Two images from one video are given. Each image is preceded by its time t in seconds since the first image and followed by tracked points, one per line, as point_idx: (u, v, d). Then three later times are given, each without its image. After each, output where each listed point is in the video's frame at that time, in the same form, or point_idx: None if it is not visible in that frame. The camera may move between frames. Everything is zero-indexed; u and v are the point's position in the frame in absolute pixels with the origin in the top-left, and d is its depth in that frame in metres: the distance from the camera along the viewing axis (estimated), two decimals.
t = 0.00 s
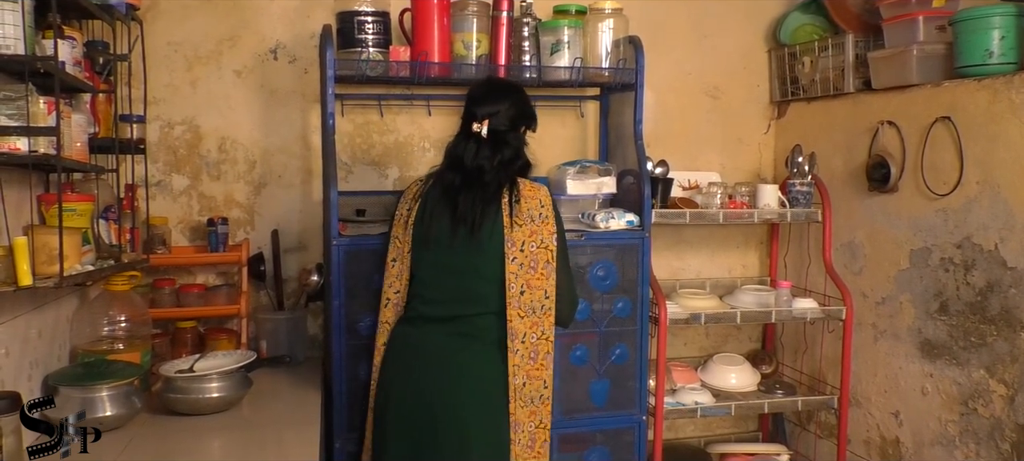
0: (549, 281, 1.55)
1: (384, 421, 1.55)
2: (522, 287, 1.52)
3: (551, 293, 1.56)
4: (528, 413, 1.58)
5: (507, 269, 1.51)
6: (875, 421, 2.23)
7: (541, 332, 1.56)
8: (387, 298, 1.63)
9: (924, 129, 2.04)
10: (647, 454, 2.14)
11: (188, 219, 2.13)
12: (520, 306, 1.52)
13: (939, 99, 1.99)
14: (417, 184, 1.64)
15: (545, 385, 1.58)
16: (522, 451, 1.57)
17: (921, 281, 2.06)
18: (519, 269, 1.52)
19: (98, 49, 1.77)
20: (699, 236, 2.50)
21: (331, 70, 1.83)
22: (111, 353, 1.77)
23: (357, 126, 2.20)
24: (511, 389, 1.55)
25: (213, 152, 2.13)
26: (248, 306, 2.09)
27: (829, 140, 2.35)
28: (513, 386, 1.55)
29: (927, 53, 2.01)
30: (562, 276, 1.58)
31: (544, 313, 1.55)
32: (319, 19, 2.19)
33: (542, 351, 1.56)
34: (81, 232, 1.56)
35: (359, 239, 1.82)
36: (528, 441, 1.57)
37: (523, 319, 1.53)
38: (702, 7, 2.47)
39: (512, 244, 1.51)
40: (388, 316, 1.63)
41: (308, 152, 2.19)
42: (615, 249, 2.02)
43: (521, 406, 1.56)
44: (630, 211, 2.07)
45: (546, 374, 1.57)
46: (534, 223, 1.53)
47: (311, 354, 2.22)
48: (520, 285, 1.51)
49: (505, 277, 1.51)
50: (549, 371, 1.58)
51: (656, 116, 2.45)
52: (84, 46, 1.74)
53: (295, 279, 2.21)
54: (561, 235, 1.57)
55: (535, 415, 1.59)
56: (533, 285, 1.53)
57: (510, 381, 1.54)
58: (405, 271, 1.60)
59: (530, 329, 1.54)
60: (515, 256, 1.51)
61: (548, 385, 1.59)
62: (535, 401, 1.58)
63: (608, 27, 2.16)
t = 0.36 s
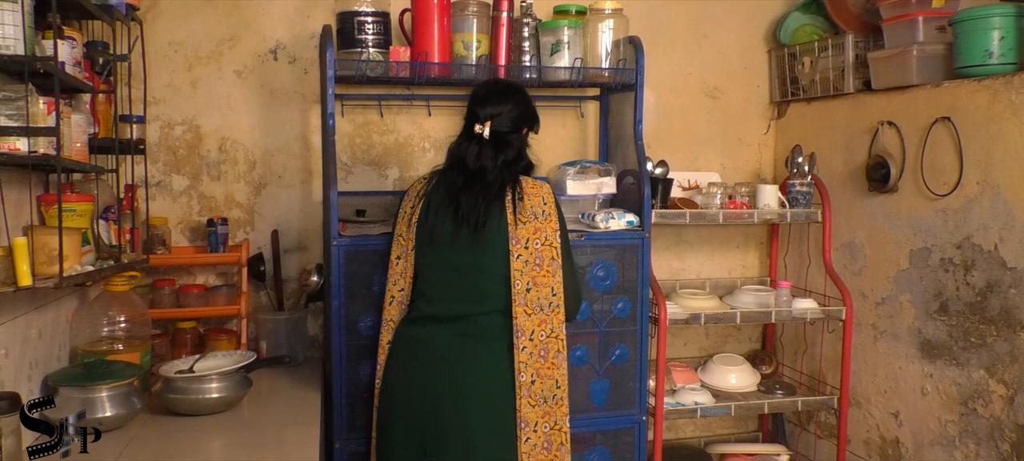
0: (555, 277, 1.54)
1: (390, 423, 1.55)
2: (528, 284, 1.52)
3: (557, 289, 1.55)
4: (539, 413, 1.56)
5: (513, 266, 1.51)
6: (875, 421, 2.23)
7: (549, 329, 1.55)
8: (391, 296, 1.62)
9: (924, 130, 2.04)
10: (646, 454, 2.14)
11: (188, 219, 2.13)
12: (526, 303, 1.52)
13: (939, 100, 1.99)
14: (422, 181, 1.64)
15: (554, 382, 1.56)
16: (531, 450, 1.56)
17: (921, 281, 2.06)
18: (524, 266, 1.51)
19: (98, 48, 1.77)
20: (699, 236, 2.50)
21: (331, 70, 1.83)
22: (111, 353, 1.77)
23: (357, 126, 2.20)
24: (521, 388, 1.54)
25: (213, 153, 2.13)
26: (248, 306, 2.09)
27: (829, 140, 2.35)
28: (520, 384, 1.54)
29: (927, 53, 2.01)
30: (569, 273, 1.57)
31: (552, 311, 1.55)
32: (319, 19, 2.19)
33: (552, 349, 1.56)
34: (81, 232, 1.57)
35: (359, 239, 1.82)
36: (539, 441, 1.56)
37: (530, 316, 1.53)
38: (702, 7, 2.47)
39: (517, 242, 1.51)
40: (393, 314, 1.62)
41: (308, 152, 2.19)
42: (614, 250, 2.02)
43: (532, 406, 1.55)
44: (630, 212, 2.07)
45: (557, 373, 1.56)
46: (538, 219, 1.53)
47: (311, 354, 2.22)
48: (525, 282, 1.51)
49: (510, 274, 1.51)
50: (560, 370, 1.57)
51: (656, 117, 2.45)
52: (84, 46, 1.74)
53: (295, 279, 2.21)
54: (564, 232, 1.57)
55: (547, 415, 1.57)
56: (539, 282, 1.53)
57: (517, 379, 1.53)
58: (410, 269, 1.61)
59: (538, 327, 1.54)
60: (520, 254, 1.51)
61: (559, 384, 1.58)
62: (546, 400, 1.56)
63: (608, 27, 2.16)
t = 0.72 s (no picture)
0: (547, 271, 1.54)
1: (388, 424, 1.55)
2: (520, 278, 1.51)
3: (550, 283, 1.55)
4: (532, 407, 1.55)
5: (505, 260, 1.50)
6: (874, 421, 2.23)
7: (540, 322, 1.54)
8: (387, 298, 1.63)
9: (923, 129, 2.04)
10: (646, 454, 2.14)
11: (187, 218, 2.13)
12: (519, 297, 1.52)
13: (938, 100, 1.99)
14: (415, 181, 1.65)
15: (547, 376, 1.56)
16: (525, 445, 1.54)
17: (920, 281, 2.06)
18: (516, 260, 1.51)
19: (97, 49, 1.77)
20: (698, 237, 2.50)
21: (330, 70, 1.83)
22: (109, 354, 1.77)
23: (356, 126, 2.20)
24: (514, 383, 1.53)
25: (212, 152, 2.13)
26: (247, 306, 2.09)
27: (828, 140, 2.35)
28: (513, 379, 1.53)
29: (926, 53, 2.01)
30: (562, 266, 1.57)
31: (544, 304, 1.54)
32: (318, 19, 2.19)
33: (543, 342, 1.55)
34: (80, 232, 1.57)
35: (358, 239, 1.82)
36: (533, 436, 1.55)
37: (522, 310, 1.52)
38: (701, 7, 2.47)
39: (509, 235, 1.51)
40: (389, 316, 1.63)
41: (307, 152, 2.19)
42: (612, 250, 2.02)
43: (524, 400, 1.54)
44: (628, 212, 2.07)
45: (549, 366, 1.55)
46: (530, 213, 1.53)
47: (310, 354, 2.22)
48: (517, 276, 1.51)
49: (502, 268, 1.51)
50: (552, 363, 1.56)
51: (655, 117, 2.45)
52: (82, 46, 1.74)
53: (294, 279, 2.21)
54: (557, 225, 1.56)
55: (540, 409, 1.56)
56: (531, 275, 1.52)
57: (510, 373, 1.53)
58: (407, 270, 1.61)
59: (530, 321, 1.53)
60: (512, 248, 1.51)
61: (552, 378, 1.57)
62: (540, 394, 1.55)
63: (606, 28, 2.17)
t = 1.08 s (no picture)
0: (551, 274, 1.55)
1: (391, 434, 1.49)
2: (528, 283, 1.52)
3: (553, 286, 1.56)
4: (533, 409, 1.56)
5: (514, 265, 1.50)
6: (875, 421, 2.23)
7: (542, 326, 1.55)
8: (382, 307, 1.57)
9: (924, 129, 2.04)
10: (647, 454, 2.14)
11: (188, 218, 2.13)
12: (526, 301, 1.52)
13: (939, 99, 1.99)
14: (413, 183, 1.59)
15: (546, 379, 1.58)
16: (527, 447, 1.56)
17: (921, 281, 2.06)
18: (524, 264, 1.51)
19: (98, 48, 1.76)
20: (699, 236, 2.50)
21: (331, 69, 1.83)
22: (110, 353, 1.77)
23: (357, 125, 2.20)
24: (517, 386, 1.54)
25: (213, 152, 2.13)
26: (248, 306, 2.09)
27: (829, 140, 2.35)
28: (519, 383, 1.54)
29: (928, 52, 2.01)
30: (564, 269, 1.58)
31: (546, 307, 1.55)
32: (319, 18, 2.19)
33: (545, 345, 1.56)
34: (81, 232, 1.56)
35: (359, 239, 1.82)
36: (533, 438, 1.57)
37: (528, 314, 1.53)
38: (702, 7, 2.47)
39: (518, 240, 1.50)
40: (382, 325, 1.58)
41: (308, 151, 2.19)
42: (614, 249, 2.02)
43: (527, 403, 1.55)
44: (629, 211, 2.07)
45: (549, 368, 1.57)
46: (537, 217, 1.54)
47: (311, 353, 2.22)
48: (525, 280, 1.51)
49: (511, 273, 1.50)
50: (551, 364, 1.58)
51: (656, 117, 2.45)
52: (83, 46, 1.74)
53: (295, 279, 2.21)
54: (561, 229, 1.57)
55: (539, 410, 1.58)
56: (537, 279, 1.53)
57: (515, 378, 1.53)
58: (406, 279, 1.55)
59: (534, 324, 1.54)
60: (521, 252, 1.51)
61: (551, 379, 1.59)
62: (540, 396, 1.58)
63: (608, 27, 2.16)
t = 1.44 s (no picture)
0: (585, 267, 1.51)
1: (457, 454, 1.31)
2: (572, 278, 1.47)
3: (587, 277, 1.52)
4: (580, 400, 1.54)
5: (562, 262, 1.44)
6: (878, 421, 2.22)
7: (579, 319, 1.51)
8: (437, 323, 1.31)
9: (927, 129, 2.04)
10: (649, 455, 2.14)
11: (190, 218, 2.13)
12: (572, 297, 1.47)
13: (942, 100, 1.99)
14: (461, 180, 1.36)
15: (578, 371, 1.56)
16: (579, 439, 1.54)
17: (924, 281, 2.06)
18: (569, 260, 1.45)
19: (100, 48, 1.76)
20: (701, 237, 2.50)
21: (333, 69, 1.83)
22: (113, 354, 1.78)
23: (359, 126, 2.20)
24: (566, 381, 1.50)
25: (215, 152, 2.13)
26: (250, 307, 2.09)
27: (832, 140, 2.34)
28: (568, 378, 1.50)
29: (930, 52, 2.01)
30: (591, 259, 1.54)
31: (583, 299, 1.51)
32: (321, 19, 2.19)
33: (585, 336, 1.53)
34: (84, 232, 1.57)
35: (362, 239, 1.82)
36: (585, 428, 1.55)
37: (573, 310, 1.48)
38: (704, 7, 2.47)
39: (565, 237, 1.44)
40: (430, 342, 1.31)
41: (310, 151, 2.19)
42: (616, 250, 2.02)
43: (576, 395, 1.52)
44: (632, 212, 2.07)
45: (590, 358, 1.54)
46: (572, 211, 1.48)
47: (314, 353, 2.22)
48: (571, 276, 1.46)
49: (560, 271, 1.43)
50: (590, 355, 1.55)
51: (659, 117, 2.45)
52: (86, 46, 1.74)
53: (297, 279, 2.21)
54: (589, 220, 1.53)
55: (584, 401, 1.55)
56: (576, 273, 1.48)
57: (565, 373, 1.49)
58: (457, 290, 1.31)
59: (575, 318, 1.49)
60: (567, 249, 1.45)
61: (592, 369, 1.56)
62: (580, 388, 1.54)
63: (610, 27, 2.15)
